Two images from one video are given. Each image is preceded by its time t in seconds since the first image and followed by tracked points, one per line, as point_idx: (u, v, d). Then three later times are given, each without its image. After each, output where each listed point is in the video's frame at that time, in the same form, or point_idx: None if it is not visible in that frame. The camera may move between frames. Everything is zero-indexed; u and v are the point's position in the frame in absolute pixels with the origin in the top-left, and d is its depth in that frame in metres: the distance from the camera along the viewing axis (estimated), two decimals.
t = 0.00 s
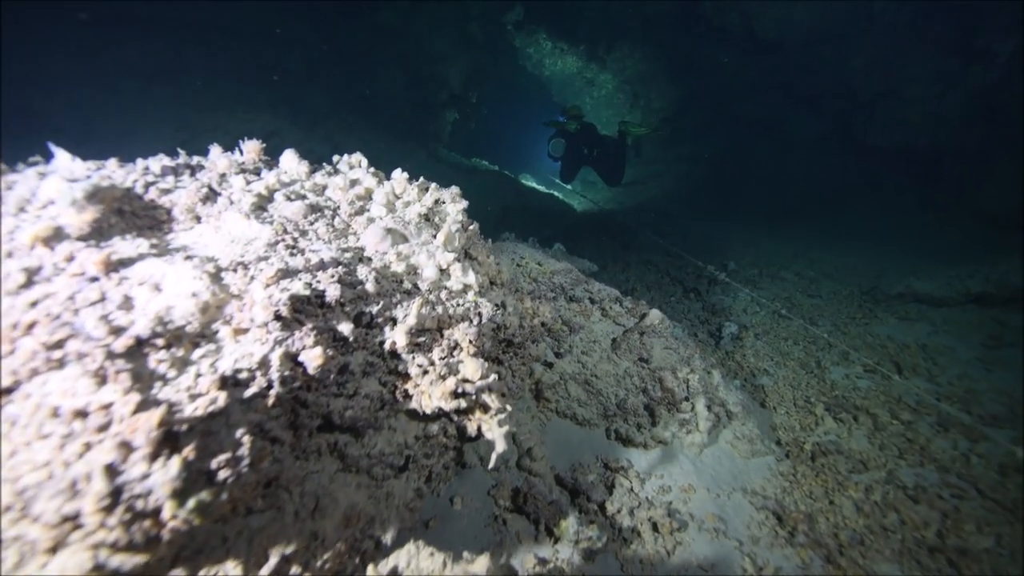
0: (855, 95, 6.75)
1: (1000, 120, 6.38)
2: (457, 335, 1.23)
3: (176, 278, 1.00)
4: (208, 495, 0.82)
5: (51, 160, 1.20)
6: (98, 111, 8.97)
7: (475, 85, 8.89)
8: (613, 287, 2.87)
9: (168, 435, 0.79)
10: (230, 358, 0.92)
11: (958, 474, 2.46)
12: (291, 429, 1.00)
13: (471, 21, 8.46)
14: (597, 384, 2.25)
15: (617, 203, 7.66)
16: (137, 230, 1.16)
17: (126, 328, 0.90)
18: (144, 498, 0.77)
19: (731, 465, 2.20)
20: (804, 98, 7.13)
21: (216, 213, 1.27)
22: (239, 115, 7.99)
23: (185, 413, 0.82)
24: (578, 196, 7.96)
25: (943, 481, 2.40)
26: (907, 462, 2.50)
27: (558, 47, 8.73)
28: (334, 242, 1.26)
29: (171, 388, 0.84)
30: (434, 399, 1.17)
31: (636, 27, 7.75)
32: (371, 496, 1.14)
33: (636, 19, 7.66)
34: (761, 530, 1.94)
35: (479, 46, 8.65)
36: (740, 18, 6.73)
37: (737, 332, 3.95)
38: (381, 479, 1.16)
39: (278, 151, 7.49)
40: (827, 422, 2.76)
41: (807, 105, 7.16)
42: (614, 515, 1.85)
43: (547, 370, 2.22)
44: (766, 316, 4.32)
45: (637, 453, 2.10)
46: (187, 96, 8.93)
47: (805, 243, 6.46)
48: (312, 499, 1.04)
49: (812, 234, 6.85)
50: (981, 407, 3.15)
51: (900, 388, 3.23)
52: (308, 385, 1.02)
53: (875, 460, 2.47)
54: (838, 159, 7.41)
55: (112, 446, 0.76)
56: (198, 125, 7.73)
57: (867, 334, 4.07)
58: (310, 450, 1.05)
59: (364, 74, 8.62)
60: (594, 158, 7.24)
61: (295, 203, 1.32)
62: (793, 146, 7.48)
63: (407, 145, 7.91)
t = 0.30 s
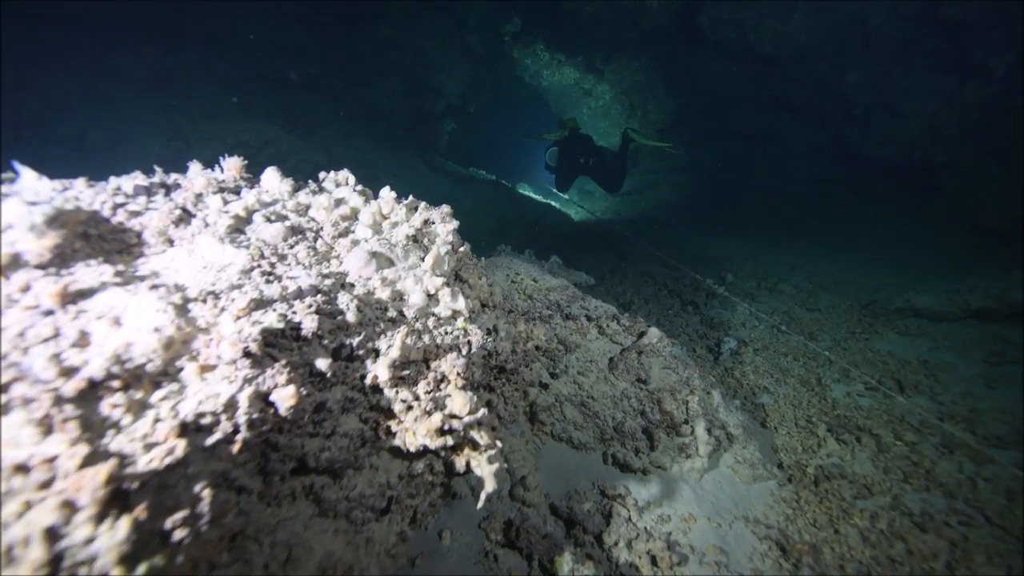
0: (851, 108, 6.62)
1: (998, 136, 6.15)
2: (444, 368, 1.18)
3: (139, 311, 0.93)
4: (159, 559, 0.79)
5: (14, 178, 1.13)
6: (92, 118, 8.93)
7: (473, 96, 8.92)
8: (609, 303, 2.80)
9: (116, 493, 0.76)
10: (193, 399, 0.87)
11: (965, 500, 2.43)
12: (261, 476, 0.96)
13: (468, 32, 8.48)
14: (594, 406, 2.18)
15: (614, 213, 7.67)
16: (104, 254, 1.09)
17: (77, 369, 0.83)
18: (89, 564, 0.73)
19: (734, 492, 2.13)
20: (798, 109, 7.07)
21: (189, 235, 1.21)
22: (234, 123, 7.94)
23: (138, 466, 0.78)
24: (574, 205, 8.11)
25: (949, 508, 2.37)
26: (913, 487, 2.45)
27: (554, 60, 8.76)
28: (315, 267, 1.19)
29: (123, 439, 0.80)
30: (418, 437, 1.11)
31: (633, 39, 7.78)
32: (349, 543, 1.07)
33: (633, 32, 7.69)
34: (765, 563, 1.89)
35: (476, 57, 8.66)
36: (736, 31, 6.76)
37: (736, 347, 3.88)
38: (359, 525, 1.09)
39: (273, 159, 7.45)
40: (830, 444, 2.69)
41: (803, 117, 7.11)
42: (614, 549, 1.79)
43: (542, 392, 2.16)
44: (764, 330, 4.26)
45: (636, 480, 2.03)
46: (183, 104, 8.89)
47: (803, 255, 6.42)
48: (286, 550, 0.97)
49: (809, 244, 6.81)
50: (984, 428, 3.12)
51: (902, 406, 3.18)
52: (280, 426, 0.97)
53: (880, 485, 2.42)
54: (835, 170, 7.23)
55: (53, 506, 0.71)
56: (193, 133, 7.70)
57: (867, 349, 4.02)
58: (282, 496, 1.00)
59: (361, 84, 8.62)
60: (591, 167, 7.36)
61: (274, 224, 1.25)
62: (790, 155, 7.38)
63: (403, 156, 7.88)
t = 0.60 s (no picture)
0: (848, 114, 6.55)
1: (994, 142, 6.08)
2: (432, 394, 1.14)
3: (101, 339, 0.91)
4: None
5: None
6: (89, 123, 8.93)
7: (470, 103, 8.92)
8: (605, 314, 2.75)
9: (67, 544, 0.76)
10: (156, 436, 0.86)
11: (970, 517, 2.40)
12: (232, 516, 0.98)
13: (465, 39, 8.43)
14: (590, 422, 2.13)
15: (610, 219, 7.76)
16: (73, 275, 1.05)
17: (32, 407, 0.82)
18: None
19: (734, 511, 2.08)
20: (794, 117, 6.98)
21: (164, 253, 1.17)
22: (228, 128, 7.92)
23: (91, 515, 0.78)
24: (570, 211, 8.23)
25: (953, 525, 2.33)
26: (916, 503, 2.42)
27: (552, 67, 8.82)
28: (297, 286, 1.15)
29: (77, 484, 0.79)
30: (404, 469, 1.07)
31: (629, 47, 7.78)
32: None
33: (629, 39, 7.70)
34: None
35: (472, 64, 8.62)
36: (732, 39, 6.79)
37: (734, 357, 3.83)
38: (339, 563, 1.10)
39: (267, 165, 7.42)
40: (832, 458, 2.64)
41: (800, 125, 6.98)
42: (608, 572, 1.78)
43: (536, 409, 2.12)
44: (762, 340, 4.23)
45: (633, 499, 1.98)
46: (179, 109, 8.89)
47: (799, 262, 6.41)
48: None
49: (804, 251, 6.81)
50: (987, 441, 3.08)
51: (903, 418, 3.14)
52: (253, 462, 0.99)
53: (882, 502, 2.37)
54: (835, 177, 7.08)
55: None
56: (188, 138, 7.68)
57: (866, 359, 3.97)
58: (258, 532, 1.02)
59: (358, 91, 8.61)
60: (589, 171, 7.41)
61: (254, 241, 1.21)
62: (789, 163, 7.26)
63: (399, 163, 7.98)
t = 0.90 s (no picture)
0: (842, 124, 6.45)
1: (989, 151, 6.02)
2: (416, 425, 1.12)
3: (56, 373, 0.85)
4: None
5: None
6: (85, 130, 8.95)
7: (465, 112, 8.92)
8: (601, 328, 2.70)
9: None
10: (105, 484, 0.80)
11: (975, 538, 2.36)
12: (195, 564, 0.91)
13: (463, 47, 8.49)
14: (586, 442, 2.08)
15: (606, 227, 7.80)
16: (33, 301, 0.99)
17: None
18: None
19: (735, 534, 2.02)
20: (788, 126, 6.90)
21: (133, 277, 1.12)
22: (221, 137, 7.88)
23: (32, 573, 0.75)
24: (565, 219, 8.26)
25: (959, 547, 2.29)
26: (921, 523, 2.38)
27: (548, 76, 8.80)
28: (273, 312, 1.12)
29: (19, 539, 0.76)
30: (387, 506, 1.05)
31: (624, 56, 7.78)
32: None
33: (624, 48, 7.69)
34: None
35: (468, 73, 8.66)
36: (725, 49, 6.70)
37: (732, 369, 3.78)
38: None
39: (259, 174, 7.40)
40: (834, 475, 2.59)
41: (795, 134, 6.94)
42: None
43: (531, 428, 2.07)
44: (759, 350, 4.18)
45: (631, 523, 1.92)
46: (175, 117, 8.89)
47: (794, 271, 6.39)
48: None
49: (799, 260, 6.81)
50: (989, 456, 3.04)
51: (904, 432, 3.10)
52: (218, 508, 0.93)
53: (886, 522, 2.33)
54: (829, 186, 7.10)
55: None
56: (182, 147, 7.66)
57: (865, 370, 3.93)
58: None
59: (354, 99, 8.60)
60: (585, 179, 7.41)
61: (229, 261, 1.17)
62: (784, 172, 7.24)
63: (396, 176, 8.16)
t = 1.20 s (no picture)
0: (839, 132, 6.44)
1: (985, 159, 6.03)
2: (401, 453, 1.12)
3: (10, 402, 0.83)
4: None
5: None
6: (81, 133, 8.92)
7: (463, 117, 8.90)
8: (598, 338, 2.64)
9: None
10: (62, 522, 0.77)
11: (979, 557, 2.34)
12: None
13: (463, 51, 8.54)
14: (583, 459, 2.03)
15: (602, 232, 7.80)
16: None
17: None
18: None
19: (736, 554, 1.98)
20: (785, 133, 6.92)
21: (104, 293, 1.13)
22: (217, 141, 7.85)
23: None
24: (563, 224, 8.27)
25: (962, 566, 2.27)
26: (923, 541, 2.35)
27: (546, 82, 8.75)
28: (252, 331, 1.12)
29: None
30: (369, 540, 1.04)
31: (622, 62, 7.80)
32: None
33: (621, 55, 7.70)
34: None
35: (466, 78, 8.70)
36: (722, 57, 6.70)
37: (730, 378, 3.73)
38: None
39: (254, 177, 7.37)
40: (834, 490, 2.56)
41: (791, 141, 6.96)
42: None
43: (525, 443, 2.01)
44: (757, 360, 4.14)
45: (629, 543, 1.88)
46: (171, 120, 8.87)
47: (790, 278, 6.37)
48: None
49: (795, 266, 6.81)
50: (990, 469, 3.02)
51: (904, 445, 3.07)
52: (184, 546, 0.89)
53: (888, 541, 2.30)
54: (826, 193, 7.10)
55: None
56: (176, 150, 7.62)
57: (864, 381, 3.89)
58: None
59: (352, 104, 8.60)
60: (580, 182, 7.36)
61: (207, 278, 1.19)
62: (780, 179, 7.26)
63: (393, 180, 8.14)
